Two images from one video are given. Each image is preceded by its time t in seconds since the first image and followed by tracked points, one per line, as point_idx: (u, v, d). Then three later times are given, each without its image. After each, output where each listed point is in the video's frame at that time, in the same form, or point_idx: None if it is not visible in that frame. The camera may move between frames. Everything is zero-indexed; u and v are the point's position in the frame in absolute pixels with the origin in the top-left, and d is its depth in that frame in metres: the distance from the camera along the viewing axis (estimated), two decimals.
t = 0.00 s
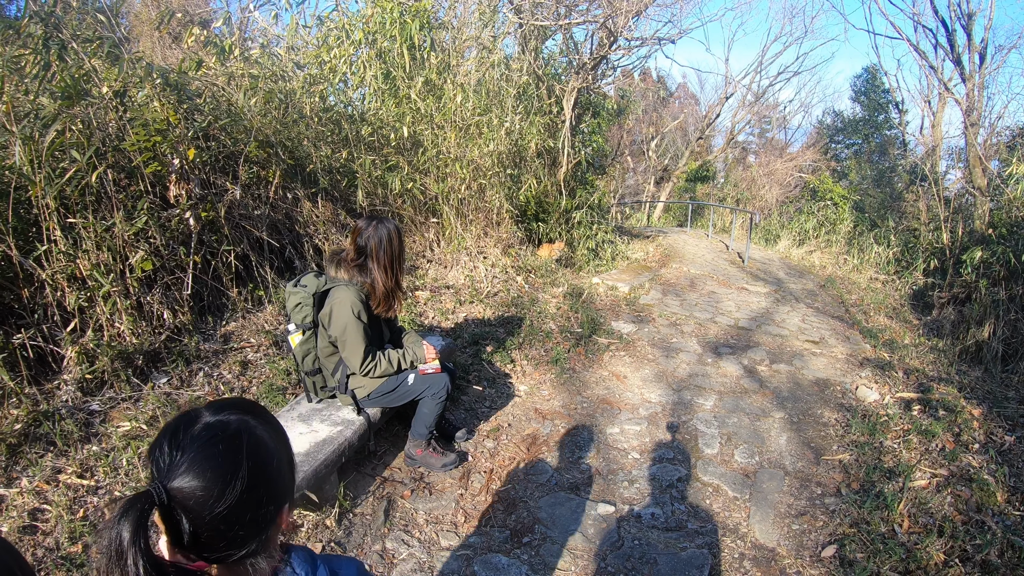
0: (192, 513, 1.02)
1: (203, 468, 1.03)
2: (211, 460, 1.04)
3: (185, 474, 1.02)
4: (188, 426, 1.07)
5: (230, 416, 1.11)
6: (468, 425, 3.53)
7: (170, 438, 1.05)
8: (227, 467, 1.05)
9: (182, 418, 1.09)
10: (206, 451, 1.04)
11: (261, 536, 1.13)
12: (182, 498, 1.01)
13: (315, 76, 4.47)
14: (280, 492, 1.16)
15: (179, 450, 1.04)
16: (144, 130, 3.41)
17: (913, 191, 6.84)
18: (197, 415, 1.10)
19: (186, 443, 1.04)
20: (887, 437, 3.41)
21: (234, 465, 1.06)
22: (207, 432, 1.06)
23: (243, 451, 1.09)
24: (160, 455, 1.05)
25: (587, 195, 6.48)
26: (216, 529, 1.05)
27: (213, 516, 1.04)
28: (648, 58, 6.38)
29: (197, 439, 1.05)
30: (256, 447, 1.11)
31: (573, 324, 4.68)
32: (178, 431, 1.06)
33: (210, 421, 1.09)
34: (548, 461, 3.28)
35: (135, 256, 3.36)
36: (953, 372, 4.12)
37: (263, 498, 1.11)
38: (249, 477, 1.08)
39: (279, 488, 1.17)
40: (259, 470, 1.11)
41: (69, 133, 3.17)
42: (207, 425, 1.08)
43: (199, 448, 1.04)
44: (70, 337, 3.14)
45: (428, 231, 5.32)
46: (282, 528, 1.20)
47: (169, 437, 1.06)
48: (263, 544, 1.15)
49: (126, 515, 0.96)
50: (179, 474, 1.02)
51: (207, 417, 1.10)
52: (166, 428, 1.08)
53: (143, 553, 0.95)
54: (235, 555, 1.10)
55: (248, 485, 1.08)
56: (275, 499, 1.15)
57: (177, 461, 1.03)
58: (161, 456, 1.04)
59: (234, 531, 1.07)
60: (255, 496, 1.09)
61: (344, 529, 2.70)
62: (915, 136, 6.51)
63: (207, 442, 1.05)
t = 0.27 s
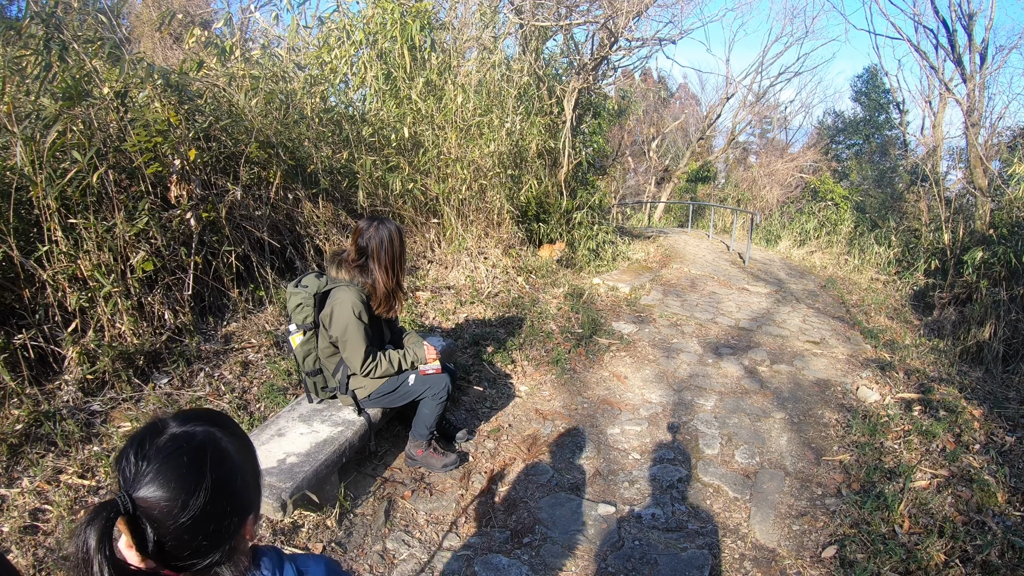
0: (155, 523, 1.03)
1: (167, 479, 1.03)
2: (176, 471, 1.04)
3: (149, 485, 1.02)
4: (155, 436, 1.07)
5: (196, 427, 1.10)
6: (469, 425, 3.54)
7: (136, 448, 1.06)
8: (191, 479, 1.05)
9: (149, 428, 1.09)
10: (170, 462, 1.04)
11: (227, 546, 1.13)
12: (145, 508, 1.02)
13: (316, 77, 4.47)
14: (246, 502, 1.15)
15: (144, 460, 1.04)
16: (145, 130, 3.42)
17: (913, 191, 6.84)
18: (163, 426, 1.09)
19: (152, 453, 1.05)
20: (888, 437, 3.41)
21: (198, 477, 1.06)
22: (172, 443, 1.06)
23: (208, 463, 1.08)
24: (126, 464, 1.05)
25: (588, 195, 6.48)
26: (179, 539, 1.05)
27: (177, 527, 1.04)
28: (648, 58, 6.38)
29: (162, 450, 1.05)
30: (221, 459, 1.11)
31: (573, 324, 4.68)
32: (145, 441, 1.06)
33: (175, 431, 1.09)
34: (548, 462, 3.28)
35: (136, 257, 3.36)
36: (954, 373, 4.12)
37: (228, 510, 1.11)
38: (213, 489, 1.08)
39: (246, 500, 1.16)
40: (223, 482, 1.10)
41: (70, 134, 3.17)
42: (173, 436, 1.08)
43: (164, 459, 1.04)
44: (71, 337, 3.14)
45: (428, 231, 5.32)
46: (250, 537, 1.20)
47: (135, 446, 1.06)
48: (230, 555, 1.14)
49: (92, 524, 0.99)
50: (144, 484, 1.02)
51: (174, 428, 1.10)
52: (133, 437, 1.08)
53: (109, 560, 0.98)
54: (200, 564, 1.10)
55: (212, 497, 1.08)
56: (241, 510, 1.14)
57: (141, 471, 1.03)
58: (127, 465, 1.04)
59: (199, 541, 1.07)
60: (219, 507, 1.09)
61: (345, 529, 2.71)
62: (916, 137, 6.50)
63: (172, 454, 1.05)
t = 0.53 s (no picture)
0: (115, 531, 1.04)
1: (122, 488, 1.03)
2: (128, 482, 1.04)
3: (104, 498, 1.02)
4: (100, 450, 1.05)
5: (139, 436, 1.09)
6: (470, 426, 3.54)
7: (83, 463, 1.04)
8: (144, 487, 1.06)
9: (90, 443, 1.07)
10: (121, 474, 1.04)
11: (181, 542, 1.14)
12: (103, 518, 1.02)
13: (317, 77, 4.48)
14: (194, 498, 1.16)
15: (94, 475, 1.03)
16: (146, 131, 3.43)
17: (914, 191, 6.84)
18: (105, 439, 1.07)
19: (101, 467, 1.03)
20: (889, 438, 3.41)
21: (150, 482, 1.06)
22: (118, 456, 1.05)
23: (157, 469, 1.08)
24: (76, 480, 1.03)
25: (589, 196, 6.49)
26: (140, 543, 1.06)
27: (134, 530, 1.05)
28: (649, 59, 6.38)
29: (111, 463, 1.04)
30: (168, 464, 1.11)
31: (574, 325, 4.69)
32: (91, 456, 1.04)
33: (120, 443, 1.07)
34: (549, 462, 3.29)
35: (137, 257, 3.36)
36: (955, 373, 4.12)
37: (180, 511, 1.12)
38: (165, 492, 1.09)
39: (194, 499, 1.17)
40: (173, 485, 1.10)
41: (71, 134, 3.18)
42: (118, 448, 1.06)
43: (114, 471, 1.03)
44: (73, 337, 3.14)
45: (430, 232, 5.31)
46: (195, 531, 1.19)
47: (82, 462, 1.04)
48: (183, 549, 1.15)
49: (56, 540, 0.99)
50: (99, 497, 1.02)
51: (117, 440, 1.07)
52: (77, 453, 1.05)
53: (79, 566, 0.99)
54: (158, 568, 1.11)
55: (164, 500, 1.09)
56: (190, 505, 1.15)
57: (94, 487, 1.02)
58: (76, 481, 1.03)
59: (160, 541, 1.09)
60: (172, 508, 1.10)
61: (346, 529, 2.71)
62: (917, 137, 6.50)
63: (121, 466, 1.04)
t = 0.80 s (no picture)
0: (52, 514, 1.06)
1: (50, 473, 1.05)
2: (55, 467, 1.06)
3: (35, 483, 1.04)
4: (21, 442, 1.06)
5: (58, 424, 1.10)
6: (471, 425, 3.54)
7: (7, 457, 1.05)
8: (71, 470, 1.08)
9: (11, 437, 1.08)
10: (48, 460, 1.06)
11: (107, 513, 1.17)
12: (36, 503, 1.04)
13: (318, 77, 4.49)
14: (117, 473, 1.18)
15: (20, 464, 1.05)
16: (148, 130, 3.44)
17: (915, 192, 6.84)
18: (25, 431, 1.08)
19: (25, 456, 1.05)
20: (890, 438, 3.41)
21: (74, 464, 1.09)
22: (41, 445, 1.07)
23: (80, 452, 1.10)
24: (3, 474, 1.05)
25: (590, 196, 6.49)
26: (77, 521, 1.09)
27: (66, 512, 1.08)
28: (651, 59, 6.38)
29: (34, 453, 1.06)
30: (90, 447, 1.13)
31: (575, 324, 4.69)
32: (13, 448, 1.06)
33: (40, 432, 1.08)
34: (550, 461, 3.29)
35: (139, 256, 3.36)
36: (956, 374, 4.11)
37: (106, 487, 1.15)
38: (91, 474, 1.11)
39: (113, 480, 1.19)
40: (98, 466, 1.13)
41: (73, 133, 3.18)
42: (39, 438, 1.07)
43: (41, 459, 1.06)
44: (74, 336, 3.14)
45: (431, 232, 5.31)
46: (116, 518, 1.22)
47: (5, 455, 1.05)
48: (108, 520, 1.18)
49: None
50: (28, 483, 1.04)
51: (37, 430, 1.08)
52: None
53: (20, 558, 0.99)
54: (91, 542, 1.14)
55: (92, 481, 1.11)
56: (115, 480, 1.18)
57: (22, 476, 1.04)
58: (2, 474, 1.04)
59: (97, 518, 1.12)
60: (100, 487, 1.13)
61: (347, 528, 2.71)
62: (918, 137, 6.50)
63: (46, 453, 1.06)
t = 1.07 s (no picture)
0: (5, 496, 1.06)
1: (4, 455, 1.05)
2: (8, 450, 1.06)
3: None
4: None
5: (16, 409, 1.10)
6: (473, 424, 3.54)
7: None
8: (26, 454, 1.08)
9: None
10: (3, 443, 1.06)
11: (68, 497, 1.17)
12: None
13: (321, 76, 4.49)
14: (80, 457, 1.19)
15: None
16: (151, 128, 3.42)
17: (917, 193, 6.84)
18: None
19: None
20: (891, 438, 3.41)
21: (28, 447, 1.09)
22: None
23: (35, 436, 1.10)
24: None
25: (592, 195, 6.49)
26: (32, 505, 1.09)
27: (26, 496, 1.08)
28: (654, 59, 6.38)
29: None
30: (48, 432, 1.13)
31: (577, 324, 4.69)
32: None
33: None
34: (552, 461, 3.29)
35: (141, 254, 3.36)
36: (957, 375, 4.12)
37: (69, 469, 1.16)
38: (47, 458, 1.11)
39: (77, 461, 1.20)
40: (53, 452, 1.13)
41: (76, 131, 3.18)
42: None
43: None
44: (76, 334, 3.15)
45: (433, 231, 5.32)
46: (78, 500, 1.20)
47: None
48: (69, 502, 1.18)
49: None
50: None
51: None
52: None
53: None
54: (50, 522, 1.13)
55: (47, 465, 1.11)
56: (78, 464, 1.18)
57: None
58: None
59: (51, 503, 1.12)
60: (59, 471, 1.13)
61: (349, 527, 2.72)
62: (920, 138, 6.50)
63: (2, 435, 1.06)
